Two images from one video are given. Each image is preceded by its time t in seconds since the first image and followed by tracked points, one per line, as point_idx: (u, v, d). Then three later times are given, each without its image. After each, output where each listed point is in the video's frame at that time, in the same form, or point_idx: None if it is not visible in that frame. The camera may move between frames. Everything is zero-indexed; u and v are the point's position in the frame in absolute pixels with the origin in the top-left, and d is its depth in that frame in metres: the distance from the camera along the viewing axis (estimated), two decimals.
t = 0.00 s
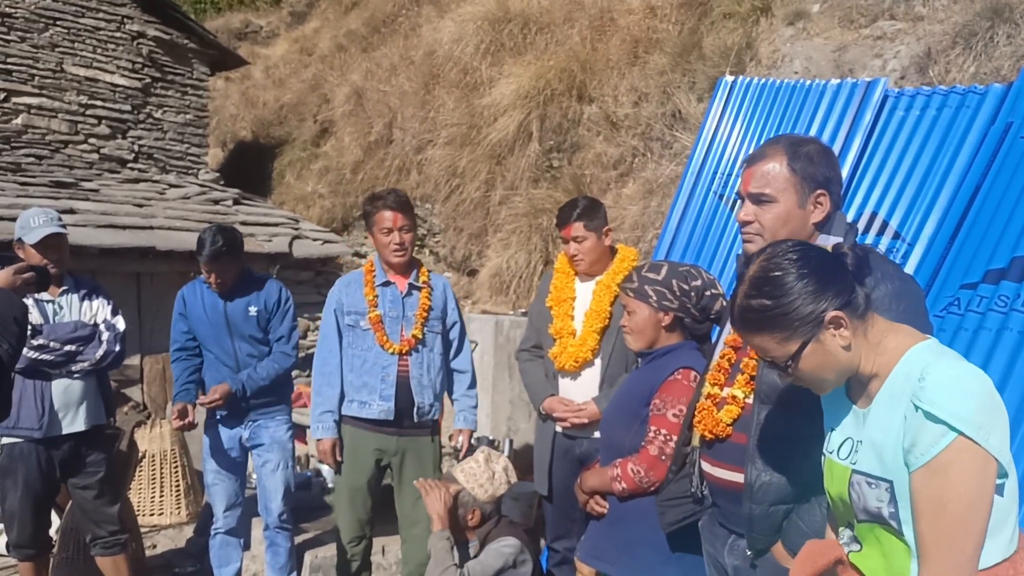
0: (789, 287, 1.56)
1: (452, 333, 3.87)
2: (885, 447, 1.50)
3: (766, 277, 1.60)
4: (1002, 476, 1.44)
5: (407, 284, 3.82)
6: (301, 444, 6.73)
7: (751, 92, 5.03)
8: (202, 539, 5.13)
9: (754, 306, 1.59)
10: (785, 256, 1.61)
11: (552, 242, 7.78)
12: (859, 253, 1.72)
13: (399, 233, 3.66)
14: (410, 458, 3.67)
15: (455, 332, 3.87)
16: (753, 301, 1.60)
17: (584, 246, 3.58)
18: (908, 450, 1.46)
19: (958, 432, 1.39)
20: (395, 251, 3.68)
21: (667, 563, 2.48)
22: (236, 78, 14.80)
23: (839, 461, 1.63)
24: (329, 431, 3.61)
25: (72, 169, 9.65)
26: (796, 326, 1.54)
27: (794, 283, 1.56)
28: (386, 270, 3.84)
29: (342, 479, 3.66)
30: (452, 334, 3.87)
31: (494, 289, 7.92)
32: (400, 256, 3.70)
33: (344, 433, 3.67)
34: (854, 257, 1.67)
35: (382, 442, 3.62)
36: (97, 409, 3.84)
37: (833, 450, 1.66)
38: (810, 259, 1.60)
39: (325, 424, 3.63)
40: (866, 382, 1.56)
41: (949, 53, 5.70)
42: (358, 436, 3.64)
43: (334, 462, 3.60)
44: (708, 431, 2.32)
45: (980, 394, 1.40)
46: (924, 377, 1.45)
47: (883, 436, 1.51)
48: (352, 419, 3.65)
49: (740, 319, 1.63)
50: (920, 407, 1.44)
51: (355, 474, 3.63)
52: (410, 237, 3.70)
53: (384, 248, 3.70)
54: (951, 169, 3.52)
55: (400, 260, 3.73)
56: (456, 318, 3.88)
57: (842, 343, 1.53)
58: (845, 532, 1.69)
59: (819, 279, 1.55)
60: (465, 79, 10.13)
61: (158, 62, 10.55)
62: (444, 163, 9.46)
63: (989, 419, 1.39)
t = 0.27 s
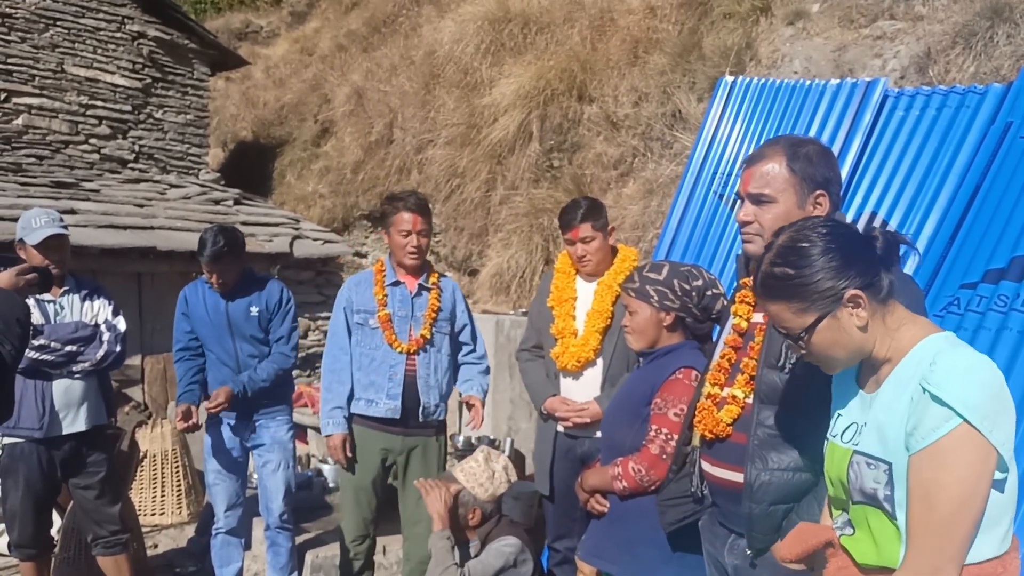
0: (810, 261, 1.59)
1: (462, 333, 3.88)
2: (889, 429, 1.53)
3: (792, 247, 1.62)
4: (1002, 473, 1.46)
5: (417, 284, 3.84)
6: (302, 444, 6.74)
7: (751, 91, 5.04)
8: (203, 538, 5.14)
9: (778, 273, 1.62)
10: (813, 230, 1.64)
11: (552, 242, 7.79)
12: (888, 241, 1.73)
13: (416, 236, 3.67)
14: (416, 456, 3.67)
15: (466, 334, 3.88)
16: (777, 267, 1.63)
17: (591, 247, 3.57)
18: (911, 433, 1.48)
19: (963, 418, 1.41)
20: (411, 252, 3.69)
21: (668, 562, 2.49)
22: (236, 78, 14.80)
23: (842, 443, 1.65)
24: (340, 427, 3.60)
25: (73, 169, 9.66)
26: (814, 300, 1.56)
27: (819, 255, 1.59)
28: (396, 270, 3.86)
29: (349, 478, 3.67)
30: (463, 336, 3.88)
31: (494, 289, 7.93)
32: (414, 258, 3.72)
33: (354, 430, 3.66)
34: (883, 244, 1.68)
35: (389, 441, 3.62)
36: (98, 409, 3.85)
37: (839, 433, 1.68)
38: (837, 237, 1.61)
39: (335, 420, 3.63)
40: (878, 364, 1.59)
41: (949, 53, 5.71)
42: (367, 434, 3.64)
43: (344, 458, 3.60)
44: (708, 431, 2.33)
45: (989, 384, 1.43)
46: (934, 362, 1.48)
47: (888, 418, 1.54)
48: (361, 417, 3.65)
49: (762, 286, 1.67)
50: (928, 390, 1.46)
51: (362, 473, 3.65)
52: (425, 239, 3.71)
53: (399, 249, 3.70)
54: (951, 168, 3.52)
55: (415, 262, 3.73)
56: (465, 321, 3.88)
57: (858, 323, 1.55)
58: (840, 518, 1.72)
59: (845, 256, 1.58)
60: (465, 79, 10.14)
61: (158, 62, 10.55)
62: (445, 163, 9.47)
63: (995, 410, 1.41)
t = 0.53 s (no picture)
0: (826, 249, 1.60)
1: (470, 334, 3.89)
2: (892, 425, 1.54)
3: (810, 235, 1.64)
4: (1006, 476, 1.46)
5: (426, 286, 3.84)
6: (304, 445, 6.74)
7: (752, 92, 5.04)
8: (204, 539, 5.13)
9: (792, 259, 1.64)
10: (833, 220, 1.66)
11: (554, 242, 7.79)
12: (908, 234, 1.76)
13: (428, 238, 3.67)
14: (419, 457, 3.68)
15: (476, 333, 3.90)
16: (793, 252, 1.65)
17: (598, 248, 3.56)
18: (914, 430, 1.49)
19: (968, 417, 1.42)
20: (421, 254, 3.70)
21: (671, 563, 2.49)
22: (238, 79, 14.81)
23: (848, 439, 1.66)
24: (343, 425, 3.62)
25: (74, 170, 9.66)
26: (827, 289, 1.58)
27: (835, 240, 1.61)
28: (406, 271, 3.85)
29: (351, 477, 3.67)
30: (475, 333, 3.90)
31: (496, 290, 7.92)
32: (427, 260, 3.72)
33: (356, 430, 3.67)
34: (903, 242, 1.69)
35: (392, 442, 3.63)
36: (99, 410, 3.85)
37: (845, 430, 1.69)
38: (856, 228, 1.63)
39: (338, 418, 3.65)
40: (887, 361, 1.60)
41: (950, 54, 5.71)
42: (370, 435, 3.64)
43: (346, 457, 3.61)
44: (711, 431, 2.33)
45: (996, 383, 1.43)
46: (942, 359, 1.49)
47: (892, 414, 1.55)
48: (364, 417, 3.65)
49: (777, 271, 1.68)
50: (933, 387, 1.47)
51: (364, 472, 3.64)
52: (439, 243, 3.72)
53: (412, 250, 3.70)
54: (953, 169, 3.52)
55: (426, 264, 3.74)
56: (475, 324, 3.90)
57: (870, 314, 1.56)
58: (840, 515, 1.74)
59: (860, 249, 1.59)
60: (466, 80, 10.14)
61: (159, 63, 10.56)
62: (446, 163, 9.48)
63: (1000, 410, 1.42)
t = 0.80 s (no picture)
0: (846, 242, 1.63)
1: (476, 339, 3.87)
2: (902, 427, 1.55)
3: (832, 227, 1.67)
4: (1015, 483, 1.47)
5: (432, 289, 3.84)
6: (305, 446, 6.74)
7: (755, 95, 5.05)
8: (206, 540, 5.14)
9: (810, 250, 1.67)
10: (855, 216, 1.67)
11: (555, 244, 7.80)
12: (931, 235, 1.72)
13: (430, 238, 3.67)
14: (420, 459, 3.67)
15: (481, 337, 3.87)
16: (811, 244, 1.67)
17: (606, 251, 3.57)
18: (924, 433, 1.50)
19: (978, 422, 1.43)
20: (426, 254, 3.70)
21: (672, 565, 2.50)
22: (240, 80, 14.84)
23: (855, 440, 1.68)
24: (345, 423, 3.61)
25: (77, 171, 9.68)
26: (844, 284, 1.61)
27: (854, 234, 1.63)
28: (413, 274, 3.85)
29: (352, 478, 3.67)
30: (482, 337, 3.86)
31: (498, 292, 7.92)
32: (429, 260, 3.72)
33: (358, 429, 3.66)
34: (925, 242, 1.67)
35: (392, 444, 3.63)
36: (102, 411, 3.86)
37: (853, 429, 1.70)
38: (880, 225, 1.65)
39: (340, 416, 3.63)
40: (899, 363, 1.62)
41: (953, 57, 5.71)
42: (371, 435, 3.65)
43: (348, 455, 3.60)
44: (714, 433, 2.31)
45: (1008, 390, 1.44)
46: (954, 364, 1.50)
47: (902, 416, 1.56)
48: (365, 417, 3.66)
49: (794, 262, 1.71)
50: (945, 391, 1.48)
51: (364, 474, 3.65)
52: (442, 244, 3.71)
53: (415, 251, 3.70)
54: (955, 172, 3.52)
55: (429, 264, 3.73)
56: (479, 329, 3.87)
57: (883, 310, 1.59)
58: (843, 516, 1.75)
59: (881, 244, 1.61)
60: (469, 82, 10.16)
61: (162, 64, 10.57)
62: (449, 165, 9.48)
63: (1011, 417, 1.43)
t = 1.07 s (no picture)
0: (856, 242, 1.64)
1: (477, 345, 3.86)
2: (908, 430, 1.56)
3: (843, 228, 1.68)
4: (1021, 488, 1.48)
5: (434, 292, 3.85)
6: (306, 448, 6.75)
7: (756, 98, 5.05)
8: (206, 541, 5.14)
9: (821, 250, 1.68)
10: (867, 218, 1.68)
11: (557, 247, 7.80)
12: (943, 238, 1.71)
13: (424, 238, 3.67)
14: (418, 463, 3.66)
15: (482, 345, 3.85)
16: (823, 244, 1.68)
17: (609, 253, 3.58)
18: (930, 437, 1.51)
19: (984, 426, 1.44)
20: (426, 253, 3.69)
21: (672, 568, 2.51)
22: (242, 82, 14.87)
23: (861, 443, 1.69)
24: (347, 425, 3.62)
25: (79, 172, 9.69)
26: (853, 285, 1.62)
27: (865, 235, 1.64)
28: (415, 276, 3.87)
29: (351, 479, 3.68)
30: (481, 347, 3.85)
31: (499, 294, 7.92)
32: (426, 260, 3.71)
33: (359, 431, 3.66)
34: (934, 245, 1.66)
35: (389, 446, 3.63)
36: (104, 412, 3.86)
37: (858, 433, 1.72)
38: (892, 227, 1.66)
39: (342, 418, 3.65)
40: (905, 367, 1.63)
41: (954, 61, 5.71)
42: (370, 437, 3.65)
43: (349, 457, 3.61)
44: (716, 437, 2.30)
45: (1015, 395, 1.45)
46: (961, 367, 1.51)
47: (908, 420, 1.57)
48: (365, 420, 3.67)
49: (805, 261, 1.72)
50: (951, 396, 1.49)
51: (363, 475, 3.65)
52: (438, 243, 3.71)
53: (413, 252, 3.72)
54: (957, 176, 3.52)
55: (427, 265, 3.74)
56: (480, 334, 3.86)
57: (891, 311, 1.59)
58: (847, 519, 1.76)
59: (892, 247, 1.62)
60: (470, 84, 10.17)
61: (165, 66, 10.59)
62: (450, 167, 9.49)
63: (1017, 422, 1.44)
